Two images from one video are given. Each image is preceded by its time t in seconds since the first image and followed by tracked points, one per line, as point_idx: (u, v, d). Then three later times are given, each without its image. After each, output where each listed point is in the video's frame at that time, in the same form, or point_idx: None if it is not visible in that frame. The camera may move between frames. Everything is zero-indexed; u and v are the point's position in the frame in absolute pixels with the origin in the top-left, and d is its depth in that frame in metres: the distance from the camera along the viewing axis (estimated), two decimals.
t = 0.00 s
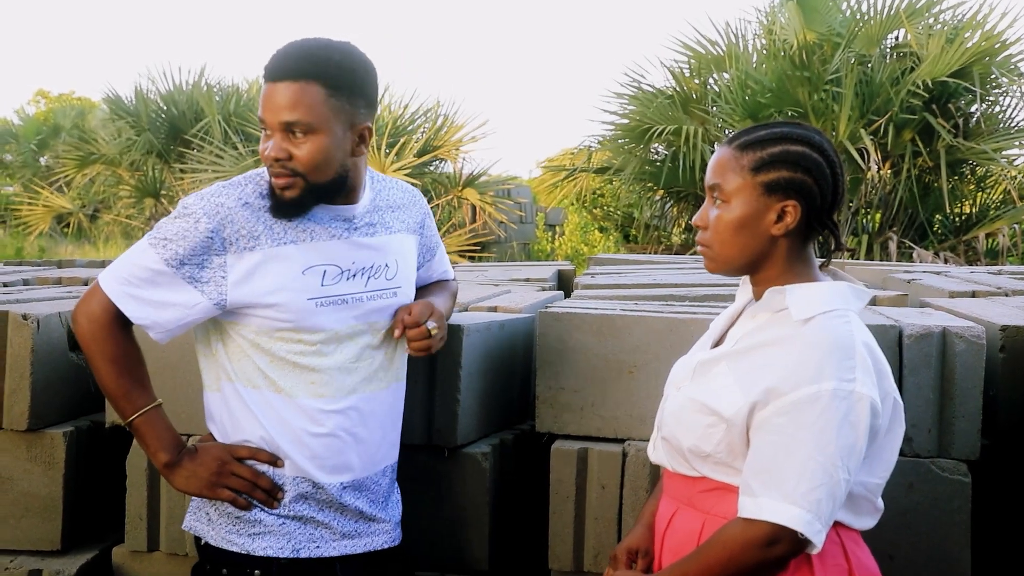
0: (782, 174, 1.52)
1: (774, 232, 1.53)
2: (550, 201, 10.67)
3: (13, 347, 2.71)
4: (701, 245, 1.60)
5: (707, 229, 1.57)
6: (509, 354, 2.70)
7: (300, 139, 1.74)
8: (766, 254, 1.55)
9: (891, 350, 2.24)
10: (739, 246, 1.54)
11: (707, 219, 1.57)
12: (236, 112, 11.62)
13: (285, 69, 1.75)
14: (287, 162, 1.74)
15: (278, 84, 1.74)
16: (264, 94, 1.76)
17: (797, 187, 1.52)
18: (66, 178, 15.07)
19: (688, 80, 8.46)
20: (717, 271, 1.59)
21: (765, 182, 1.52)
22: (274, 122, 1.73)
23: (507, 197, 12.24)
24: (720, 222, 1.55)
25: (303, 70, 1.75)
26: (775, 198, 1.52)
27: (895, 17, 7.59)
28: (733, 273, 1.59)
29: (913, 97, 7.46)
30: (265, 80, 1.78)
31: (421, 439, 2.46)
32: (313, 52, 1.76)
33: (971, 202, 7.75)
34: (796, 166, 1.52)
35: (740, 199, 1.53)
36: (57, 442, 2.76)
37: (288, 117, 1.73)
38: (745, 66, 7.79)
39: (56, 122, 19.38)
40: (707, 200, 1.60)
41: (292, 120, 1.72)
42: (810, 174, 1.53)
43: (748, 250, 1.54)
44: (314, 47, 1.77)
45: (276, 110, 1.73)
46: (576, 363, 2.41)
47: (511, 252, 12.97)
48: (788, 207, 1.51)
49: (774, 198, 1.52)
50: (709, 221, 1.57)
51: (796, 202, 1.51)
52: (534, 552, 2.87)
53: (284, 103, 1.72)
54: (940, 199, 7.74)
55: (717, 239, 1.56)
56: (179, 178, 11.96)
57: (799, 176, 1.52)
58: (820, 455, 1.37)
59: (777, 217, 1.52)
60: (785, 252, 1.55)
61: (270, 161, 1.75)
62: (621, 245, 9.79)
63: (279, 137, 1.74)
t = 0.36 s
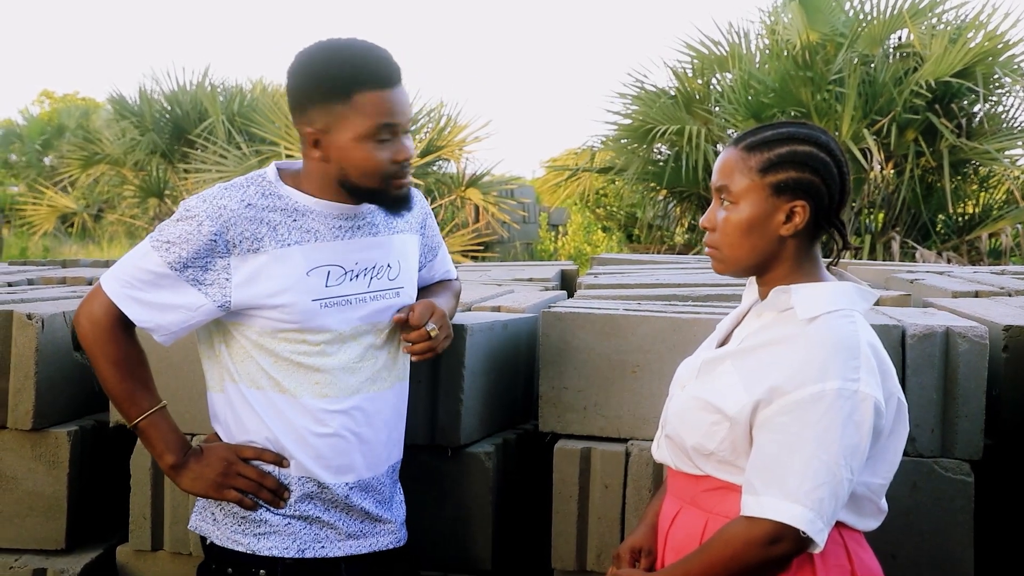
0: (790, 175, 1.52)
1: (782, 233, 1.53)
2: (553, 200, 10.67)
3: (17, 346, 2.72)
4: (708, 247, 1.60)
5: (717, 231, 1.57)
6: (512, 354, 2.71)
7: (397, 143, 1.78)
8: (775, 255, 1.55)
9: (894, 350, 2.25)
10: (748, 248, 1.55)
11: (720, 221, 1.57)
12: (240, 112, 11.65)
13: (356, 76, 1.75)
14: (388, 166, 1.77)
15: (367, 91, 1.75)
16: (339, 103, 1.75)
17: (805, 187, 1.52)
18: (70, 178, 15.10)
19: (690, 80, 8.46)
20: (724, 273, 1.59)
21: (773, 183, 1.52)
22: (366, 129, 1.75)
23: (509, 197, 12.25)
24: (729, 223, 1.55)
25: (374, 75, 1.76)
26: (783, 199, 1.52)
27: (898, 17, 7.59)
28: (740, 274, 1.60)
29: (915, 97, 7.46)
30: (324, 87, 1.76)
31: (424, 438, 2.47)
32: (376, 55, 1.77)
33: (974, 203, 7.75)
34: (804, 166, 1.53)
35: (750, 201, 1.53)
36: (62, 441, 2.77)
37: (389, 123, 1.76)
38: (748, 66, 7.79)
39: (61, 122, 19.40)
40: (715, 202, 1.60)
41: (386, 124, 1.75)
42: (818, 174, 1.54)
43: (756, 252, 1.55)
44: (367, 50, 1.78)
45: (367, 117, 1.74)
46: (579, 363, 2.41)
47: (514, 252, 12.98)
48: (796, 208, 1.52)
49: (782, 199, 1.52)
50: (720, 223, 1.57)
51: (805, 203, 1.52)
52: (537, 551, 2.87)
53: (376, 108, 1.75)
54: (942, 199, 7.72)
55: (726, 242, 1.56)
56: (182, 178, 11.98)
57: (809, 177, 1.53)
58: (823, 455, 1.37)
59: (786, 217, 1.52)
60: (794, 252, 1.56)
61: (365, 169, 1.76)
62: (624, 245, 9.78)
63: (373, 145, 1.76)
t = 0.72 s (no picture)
0: (792, 175, 1.52)
1: (786, 234, 1.53)
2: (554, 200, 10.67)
3: (20, 346, 2.72)
4: (713, 249, 1.60)
5: (720, 233, 1.57)
6: (514, 353, 2.70)
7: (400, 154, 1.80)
8: (780, 255, 1.55)
9: (896, 351, 2.25)
10: (753, 249, 1.54)
11: (723, 222, 1.57)
12: (242, 112, 11.65)
13: (364, 80, 1.78)
14: (384, 175, 1.79)
15: (371, 95, 1.78)
16: (343, 104, 1.78)
17: (808, 187, 1.52)
18: (72, 178, 15.10)
19: (692, 80, 8.46)
20: (730, 275, 1.59)
21: (775, 183, 1.52)
22: (366, 134, 1.77)
23: (511, 197, 12.25)
24: (733, 225, 1.55)
25: (383, 81, 1.79)
26: (786, 200, 1.52)
27: (901, 17, 7.58)
28: (744, 276, 1.59)
29: (918, 97, 7.45)
30: (329, 88, 1.79)
31: (425, 438, 2.47)
32: (388, 62, 1.81)
33: (976, 203, 7.74)
34: (807, 166, 1.53)
35: (752, 202, 1.53)
36: (65, 441, 2.77)
37: (388, 132, 1.78)
38: (750, 66, 7.78)
39: (63, 122, 19.41)
40: (718, 204, 1.60)
41: (386, 132, 1.77)
42: (820, 173, 1.53)
43: (760, 253, 1.55)
44: (378, 55, 1.81)
45: (368, 122, 1.77)
46: (580, 363, 2.41)
47: (515, 252, 12.98)
48: (799, 209, 1.52)
49: (785, 200, 1.52)
50: (723, 225, 1.57)
51: (807, 203, 1.52)
52: (538, 551, 2.87)
53: (379, 113, 1.77)
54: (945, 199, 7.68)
55: (730, 243, 1.56)
56: (184, 178, 11.98)
57: (812, 176, 1.53)
58: (828, 455, 1.37)
59: (789, 218, 1.52)
60: (798, 253, 1.55)
61: (362, 173, 1.78)
62: (625, 245, 9.77)
63: (370, 150, 1.78)
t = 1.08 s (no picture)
0: (795, 177, 1.52)
1: (790, 235, 1.53)
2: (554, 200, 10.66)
3: (20, 346, 2.73)
4: (718, 251, 1.60)
5: (725, 235, 1.57)
6: (514, 353, 2.71)
7: (340, 159, 1.67)
8: (784, 256, 1.55)
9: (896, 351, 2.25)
10: (757, 250, 1.55)
11: (728, 224, 1.57)
12: (242, 112, 11.65)
13: (380, 80, 1.76)
14: (396, 172, 1.79)
15: (384, 95, 1.75)
16: (358, 102, 1.74)
17: (811, 188, 1.52)
18: (73, 178, 15.10)
19: (692, 80, 8.46)
20: (736, 276, 1.59)
21: (779, 184, 1.52)
22: (381, 133, 1.75)
23: (511, 197, 12.25)
24: (737, 227, 1.55)
25: (398, 81, 1.78)
26: (790, 201, 1.52)
27: (901, 17, 7.57)
28: (750, 278, 1.60)
29: (918, 97, 7.45)
30: (341, 86, 1.75)
31: (426, 438, 2.47)
32: (397, 62, 1.79)
33: (976, 202, 7.74)
34: (810, 166, 1.53)
35: (757, 204, 1.53)
36: (65, 441, 2.77)
37: (398, 132, 1.77)
38: (750, 66, 7.78)
39: (63, 122, 19.39)
40: (722, 206, 1.60)
41: (400, 132, 1.77)
42: (824, 174, 1.53)
43: (765, 255, 1.55)
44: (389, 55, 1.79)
45: (383, 122, 1.75)
46: (581, 364, 2.41)
47: (516, 251, 12.98)
48: (803, 209, 1.52)
49: (788, 201, 1.52)
50: (728, 227, 1.57)
51: (811, 204, 1.52)
52: (539, 551, 2.87)
53: (386, 114, 1.75)
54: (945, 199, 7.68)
55: (735, 245, 1.57)
56: (185, 178, 11.98)
57: (815, 177, 1.53)
58: (829, 456, 1.37)
59: (793, 218, 1.52)
60: (803, 253, 1.55)
61: (375, 172, 1.78)
62: (626, 245, 9.76)
63: (381, 148, 1.77)
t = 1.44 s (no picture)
0: (801, 176, 1.52)
1: (794, 234, 1.53)
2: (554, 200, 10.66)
3: (20, 346, 2.73)
4: (720, 249, 1.60)
5: (729, 233, 1.57)
6: (514, 353, 2.70)
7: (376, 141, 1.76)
8: (789, 255, 1.55)
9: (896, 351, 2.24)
10: (762, 249, 1.54)
11: (731, 223, 1.57)
12: (242, 112, 11.64)
13: (369, 79, 1.76)
14: (389, 173, 1.79)
15: (375, 96, 1.76)
16: (345, 103, 1.76)
17: (817, 188, 1.52)
18: (72, 179, 15.10)
19: (692, 80, 8.46)
20: (739, 275, 1.59)
21: (784, 183, 1.52)
22: (372, 133, 1.76)
23: (510, 197, 12.24)
24: (741, 225, 1.55)
25: (388, 79, 1.78)
26: (795, 200, 1.52)
27: (901, 16, 7.57)
28: (753, 276, 1.59)
29: (918, 97, 7.45)
30: (330, 87, 1.77)
31: (425, 438, 2.47)
32: (390, 60, 1.80)
33: (976, 202, 7.74)
34: (815, 166, 1.53)
35: (761, 202, 1.53)
36: (65, 440, 2.77)
37: (391, 132, 1.77)
38: (750, 66, 7.78)
39: (62, 122, 19.37)
40: (726, 204, 1.60)
41: (391, 132, 1.77)
42: (829, 174, 1.54)
43: (770, 253, 1.55)
44: (380, 53, 1.80)
45: (373, 122, 1.76)
46: (581, 363, 2.41)
47: (516, 251, 12.98)
48: (808, 209, 1.52)
49: (794, 200, 1.52)
50: (731, 225, 1.57)
51: (816, 204, 1.52)
52: (539, 551, 2.87)
53: (380, 114, 1.76)
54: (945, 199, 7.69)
55: (739, 244, 1.56)
56: (185, 178, 11.98)
57: (821, 176, 1.53)
58: (831, 456, 1.38)
59: (798, 218, 1.53)
60: (807, 253, 1.55)
61: (365, 173, 1.78)
62: (625, 245, 9.74)
63: (374, 150, 1.77)
